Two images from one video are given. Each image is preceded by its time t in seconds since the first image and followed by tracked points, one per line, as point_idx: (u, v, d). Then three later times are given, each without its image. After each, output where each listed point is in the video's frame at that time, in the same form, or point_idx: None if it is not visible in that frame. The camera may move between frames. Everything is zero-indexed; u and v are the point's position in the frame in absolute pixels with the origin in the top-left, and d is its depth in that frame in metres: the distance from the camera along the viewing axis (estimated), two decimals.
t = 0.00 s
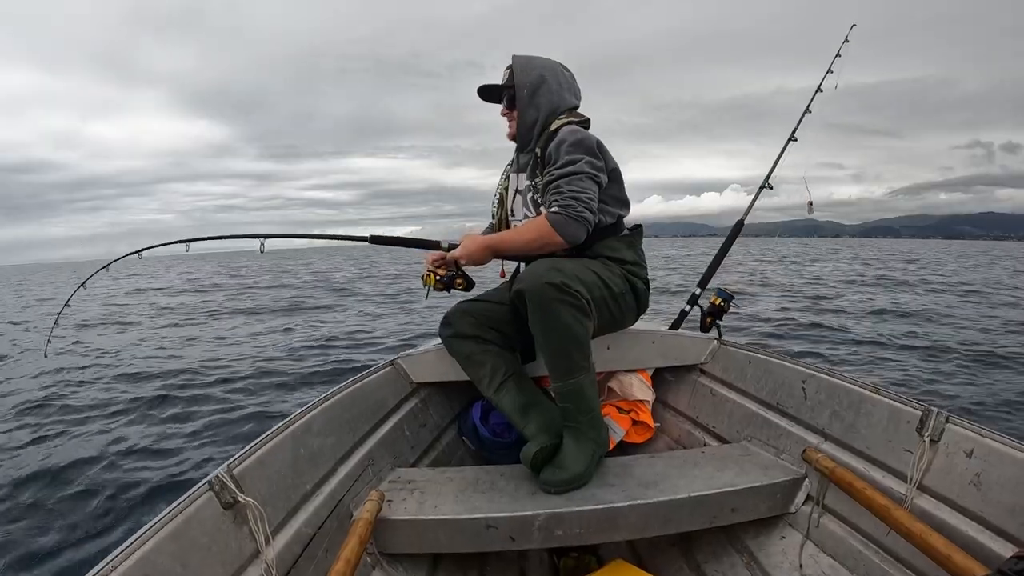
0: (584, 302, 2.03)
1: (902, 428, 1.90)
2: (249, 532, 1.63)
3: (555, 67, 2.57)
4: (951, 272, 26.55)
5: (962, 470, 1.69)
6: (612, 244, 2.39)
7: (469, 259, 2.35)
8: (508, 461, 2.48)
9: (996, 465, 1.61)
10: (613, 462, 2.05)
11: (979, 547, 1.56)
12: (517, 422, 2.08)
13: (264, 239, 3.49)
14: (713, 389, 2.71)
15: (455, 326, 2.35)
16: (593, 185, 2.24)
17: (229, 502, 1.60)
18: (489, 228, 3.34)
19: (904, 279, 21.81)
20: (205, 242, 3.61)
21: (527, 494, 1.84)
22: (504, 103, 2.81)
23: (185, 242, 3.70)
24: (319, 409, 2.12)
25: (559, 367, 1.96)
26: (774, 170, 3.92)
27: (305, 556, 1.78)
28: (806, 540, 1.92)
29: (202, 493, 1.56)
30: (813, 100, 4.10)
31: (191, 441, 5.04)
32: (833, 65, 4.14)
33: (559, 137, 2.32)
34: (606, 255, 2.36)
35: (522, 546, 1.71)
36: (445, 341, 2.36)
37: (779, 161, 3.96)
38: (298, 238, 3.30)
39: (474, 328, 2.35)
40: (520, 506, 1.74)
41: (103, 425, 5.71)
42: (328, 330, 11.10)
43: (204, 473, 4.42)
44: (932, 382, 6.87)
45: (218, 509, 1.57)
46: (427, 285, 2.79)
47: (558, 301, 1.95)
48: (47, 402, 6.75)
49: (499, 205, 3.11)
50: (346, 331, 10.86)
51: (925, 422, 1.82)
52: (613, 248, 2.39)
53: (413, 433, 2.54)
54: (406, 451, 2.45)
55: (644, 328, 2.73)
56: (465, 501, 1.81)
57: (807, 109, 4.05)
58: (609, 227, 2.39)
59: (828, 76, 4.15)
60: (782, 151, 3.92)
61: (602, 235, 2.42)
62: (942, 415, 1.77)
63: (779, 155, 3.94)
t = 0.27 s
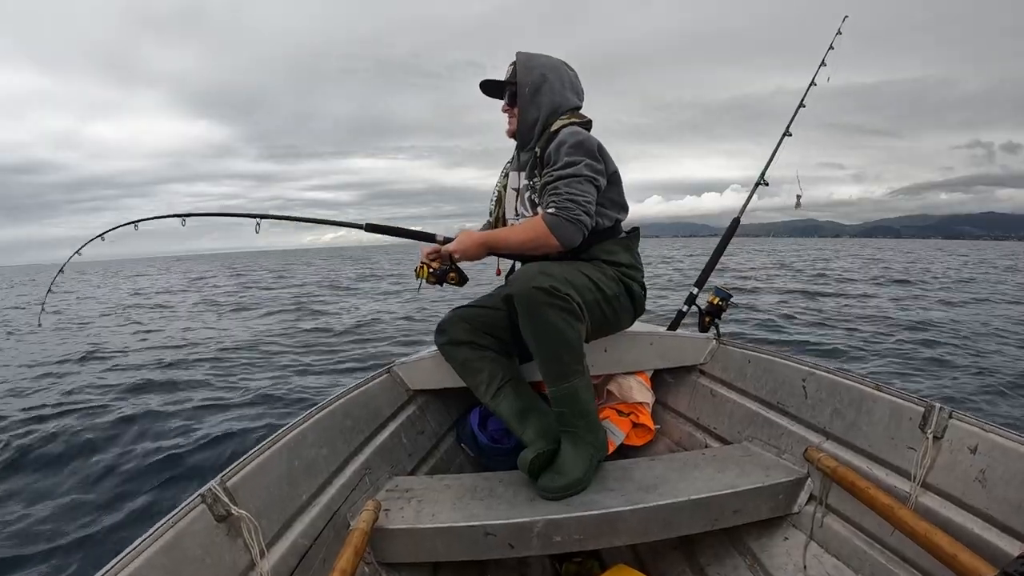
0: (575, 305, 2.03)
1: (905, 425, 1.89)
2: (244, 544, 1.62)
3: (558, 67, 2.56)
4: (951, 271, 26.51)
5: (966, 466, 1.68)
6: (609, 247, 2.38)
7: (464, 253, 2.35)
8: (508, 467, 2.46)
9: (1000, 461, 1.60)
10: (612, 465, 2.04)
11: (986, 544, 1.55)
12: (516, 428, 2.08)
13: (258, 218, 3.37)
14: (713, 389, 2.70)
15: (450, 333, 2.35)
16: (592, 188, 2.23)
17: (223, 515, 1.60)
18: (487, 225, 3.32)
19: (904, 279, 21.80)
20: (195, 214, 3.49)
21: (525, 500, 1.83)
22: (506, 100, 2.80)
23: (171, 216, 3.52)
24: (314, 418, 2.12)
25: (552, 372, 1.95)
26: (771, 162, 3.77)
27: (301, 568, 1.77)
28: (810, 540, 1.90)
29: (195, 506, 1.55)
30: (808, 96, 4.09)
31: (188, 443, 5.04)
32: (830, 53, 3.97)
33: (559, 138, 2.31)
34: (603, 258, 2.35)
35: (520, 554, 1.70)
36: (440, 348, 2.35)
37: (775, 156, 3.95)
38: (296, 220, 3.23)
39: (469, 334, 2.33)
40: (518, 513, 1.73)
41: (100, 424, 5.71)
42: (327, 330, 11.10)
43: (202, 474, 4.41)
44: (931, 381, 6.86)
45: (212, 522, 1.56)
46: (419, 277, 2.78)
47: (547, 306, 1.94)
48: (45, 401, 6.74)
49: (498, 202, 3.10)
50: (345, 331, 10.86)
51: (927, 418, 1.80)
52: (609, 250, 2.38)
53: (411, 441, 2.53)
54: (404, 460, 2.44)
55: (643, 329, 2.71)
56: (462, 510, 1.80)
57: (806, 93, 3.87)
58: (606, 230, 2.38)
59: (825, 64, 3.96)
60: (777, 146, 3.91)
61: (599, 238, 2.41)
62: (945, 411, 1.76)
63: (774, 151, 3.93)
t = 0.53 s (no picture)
0: (571, 302, 2.02)
1: (907, 421, 1.88)
2: (244, 543, 1.62)
3: (576, 58, 2.58)
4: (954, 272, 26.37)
5: (967, 462, 1.67)
6: (613, 241, 2.37)
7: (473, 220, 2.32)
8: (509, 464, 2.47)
9: (1002, 457, 1.59)
10: (613, 462, 2.03)
11: (989, 540, 1.54)
12: (516, 425, 2.07)
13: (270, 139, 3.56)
14: (713, 386, 2.70)
15: (449, 329, 2.34)
16: (609, 176, 2.23)
17: (223, 513, 1.59)
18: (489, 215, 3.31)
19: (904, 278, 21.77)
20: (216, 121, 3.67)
21: (526, 497, 1.83)
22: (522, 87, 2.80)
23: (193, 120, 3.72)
24: (314, 415, 2.11)
25: (551, 369, 1.95)
26: (767, 163, 3.97)
27: (301, 566, 1.76)
28: (812, 537, 1.90)
29: (195, 505, 1.55)
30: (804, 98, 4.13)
31: (187, 436, 5.04)
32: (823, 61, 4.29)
33: (580, 124, 2.32)
34: (603, 253, 2.35)
35: (522, 551, 1.69)
36: (440, 344, 2.34)
37: (773, 154, 3.96)
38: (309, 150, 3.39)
39: (470, 329, 2.32)
40: (520, 511, 1.73)
41: (100, 421, 5.73)
42: (326, 328, 11.09)
43: (200, 470, 4.42)
44: (930, 380, 6.85)
45: (212, 520, 1.56)
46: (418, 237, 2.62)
47: (543, 303, 1.94)
48: (45, 399, 6.77)
49: (502, 190, 3.09)
50: (344, 330, 10.86)
51: (929, 414, 1.80)
52: (612, 245, 2.37)
53: (410, 438, 2.53)
54: (404, 457, 2.44)
55: (642, 326, 2.70)
56: (463, 508, 1.80)
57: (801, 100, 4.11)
58: (613, 224, 2.38)
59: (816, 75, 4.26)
60: (776, 144, 3.93)
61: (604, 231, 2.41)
62: (947, 407, 1.75)
63: (773, 149, 3.94)
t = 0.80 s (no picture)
0: (572, 295, 2.02)
1: (899, 433, 1.88)
2: (237, 519, 1.62)
3: (578, 55, 2.57)
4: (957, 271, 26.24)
5: (957, 476, 1.67)
6: (616, 236, 2.36)
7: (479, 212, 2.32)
8: (502, 455, 2.47)
9: (993, 472, 1.59)
10: (606, 458, 2.03)
11: (975, 554, 1.54)
12: (511, 416, 2.06)
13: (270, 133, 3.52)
14: (708, 389, 2.69)
15: (451, 315, 2.32)
16: (613, 172, 2.22)
17: (217, 489, 1.59)
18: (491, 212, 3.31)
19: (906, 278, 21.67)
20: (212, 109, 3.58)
21: (519, 488, 1.83)
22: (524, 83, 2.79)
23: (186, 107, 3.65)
24: (310, 397, 2.11)
25: (550, 362, 1.94)
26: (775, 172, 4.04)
27: (292, 545, 1.76)
28: (798, 543, 1.89)
29: (190, 478, 1.55)
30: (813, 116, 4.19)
31: (187, 435, 5.06)
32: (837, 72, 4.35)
33: (583, 120, 2.31)
34: (607, 247, 2.34)
35: (512, 541, 1.69)
36: (440, 329, 2.33)
37: (779, 166, 3.99)
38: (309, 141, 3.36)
39: (472, 316, 2.31)
40: (512, 501, 1.73)
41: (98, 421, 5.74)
42: (326, 327, 11.07)
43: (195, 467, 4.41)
44: (931, 380, 6.82)
45: (206, 494, 1.56)
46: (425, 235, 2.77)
47: (547, 295, 1.95)
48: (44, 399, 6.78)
49: (505, 187, 3.08)
50: (343, 328, 10.85)
51: (922, 428, 1.79)
52: (615, 240, 2.36)
53: (404, 424, 2.53)
54: (397, 442, 2.44)
55: (640, 325, 2.70)
56: (456, 494, 1.79)
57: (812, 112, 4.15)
58: (616, 219, 2.38)
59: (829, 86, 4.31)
60: (782, 156, 3.95)
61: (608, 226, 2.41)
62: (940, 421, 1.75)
63: (779, 159, 3.97)
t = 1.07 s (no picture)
0: (571, 295, 2.02)
1: (887, 446, 1.88)
2: (226, 505, 1.62)
3: (568, 60, 2.57)
4: (960, 270, 26.12)
5: (944, 492, 1.67)
6: (609, 240, 2.36)
7: (470, 229, 2.33)
8: (492, 452, 2.47)
9: (979, 488, 1.59)
10: (596, 459, 2.03)
11: (958, 568, 1.54)
12: (504, 413, 2.06)
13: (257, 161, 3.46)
14: (699, 395, 2.69)
15: (449, 310, 2.33)
16: (599, 175, 2.22)
17: (208, 473, 1.60)
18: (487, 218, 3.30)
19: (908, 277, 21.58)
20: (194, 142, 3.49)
21: (508, 486, 1.83)
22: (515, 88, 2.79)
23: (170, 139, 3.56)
24: (302, 387, 2.12)
25: (544, 361, 1.94)
26: (779, 180, 3.90)
27: (281, 533, 1.76)
28: (783, 552, 1.89)
29: (181, 461, 1.56)
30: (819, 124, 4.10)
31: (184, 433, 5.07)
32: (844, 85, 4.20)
33: (569, 125, 2.31)
34: (603, 251, 2.34)
35: (500, 538, 1.69)
36: (436, 324, 2.33)
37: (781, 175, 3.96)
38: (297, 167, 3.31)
39: (469, 312, 2.32)
40: (501, 498, 1.73)
41: (94, 420, 5.73)
42: (325, 326, 11.08)
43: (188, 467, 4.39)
44: (930, 380, 6.79)
45: (196, 479, 1.57)
46: (418, 251, 2.77)
47: (546, 295, 1.94)
48: (40, 398, 6.78)
49: (499, 193, 3.08)
50: (342, 327, 10.82)
51: (911, 442, 1.79)
52: (609, 244, 2.36)
53: (396, 417, 2.53)
54: (388, 435, 2.44)
55: (634, 329, 2.69)
56: (445, 489, 1.80)
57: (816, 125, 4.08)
58: (607, 222, 2.37)
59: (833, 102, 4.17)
60: (785, 165, 3.92)
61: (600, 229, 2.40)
62: (928, 436, 1.75)
63: (782, 168, 3.94)
